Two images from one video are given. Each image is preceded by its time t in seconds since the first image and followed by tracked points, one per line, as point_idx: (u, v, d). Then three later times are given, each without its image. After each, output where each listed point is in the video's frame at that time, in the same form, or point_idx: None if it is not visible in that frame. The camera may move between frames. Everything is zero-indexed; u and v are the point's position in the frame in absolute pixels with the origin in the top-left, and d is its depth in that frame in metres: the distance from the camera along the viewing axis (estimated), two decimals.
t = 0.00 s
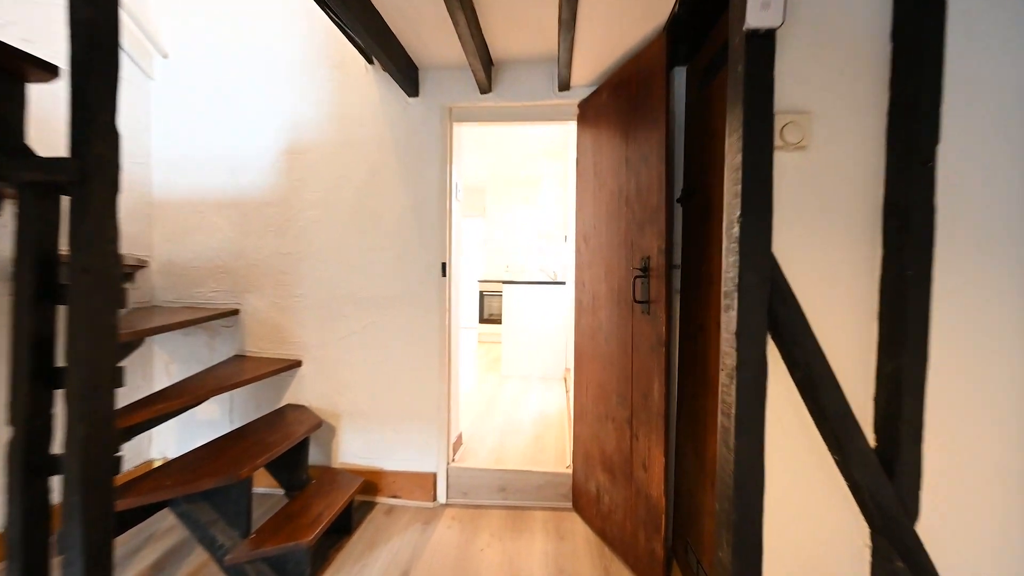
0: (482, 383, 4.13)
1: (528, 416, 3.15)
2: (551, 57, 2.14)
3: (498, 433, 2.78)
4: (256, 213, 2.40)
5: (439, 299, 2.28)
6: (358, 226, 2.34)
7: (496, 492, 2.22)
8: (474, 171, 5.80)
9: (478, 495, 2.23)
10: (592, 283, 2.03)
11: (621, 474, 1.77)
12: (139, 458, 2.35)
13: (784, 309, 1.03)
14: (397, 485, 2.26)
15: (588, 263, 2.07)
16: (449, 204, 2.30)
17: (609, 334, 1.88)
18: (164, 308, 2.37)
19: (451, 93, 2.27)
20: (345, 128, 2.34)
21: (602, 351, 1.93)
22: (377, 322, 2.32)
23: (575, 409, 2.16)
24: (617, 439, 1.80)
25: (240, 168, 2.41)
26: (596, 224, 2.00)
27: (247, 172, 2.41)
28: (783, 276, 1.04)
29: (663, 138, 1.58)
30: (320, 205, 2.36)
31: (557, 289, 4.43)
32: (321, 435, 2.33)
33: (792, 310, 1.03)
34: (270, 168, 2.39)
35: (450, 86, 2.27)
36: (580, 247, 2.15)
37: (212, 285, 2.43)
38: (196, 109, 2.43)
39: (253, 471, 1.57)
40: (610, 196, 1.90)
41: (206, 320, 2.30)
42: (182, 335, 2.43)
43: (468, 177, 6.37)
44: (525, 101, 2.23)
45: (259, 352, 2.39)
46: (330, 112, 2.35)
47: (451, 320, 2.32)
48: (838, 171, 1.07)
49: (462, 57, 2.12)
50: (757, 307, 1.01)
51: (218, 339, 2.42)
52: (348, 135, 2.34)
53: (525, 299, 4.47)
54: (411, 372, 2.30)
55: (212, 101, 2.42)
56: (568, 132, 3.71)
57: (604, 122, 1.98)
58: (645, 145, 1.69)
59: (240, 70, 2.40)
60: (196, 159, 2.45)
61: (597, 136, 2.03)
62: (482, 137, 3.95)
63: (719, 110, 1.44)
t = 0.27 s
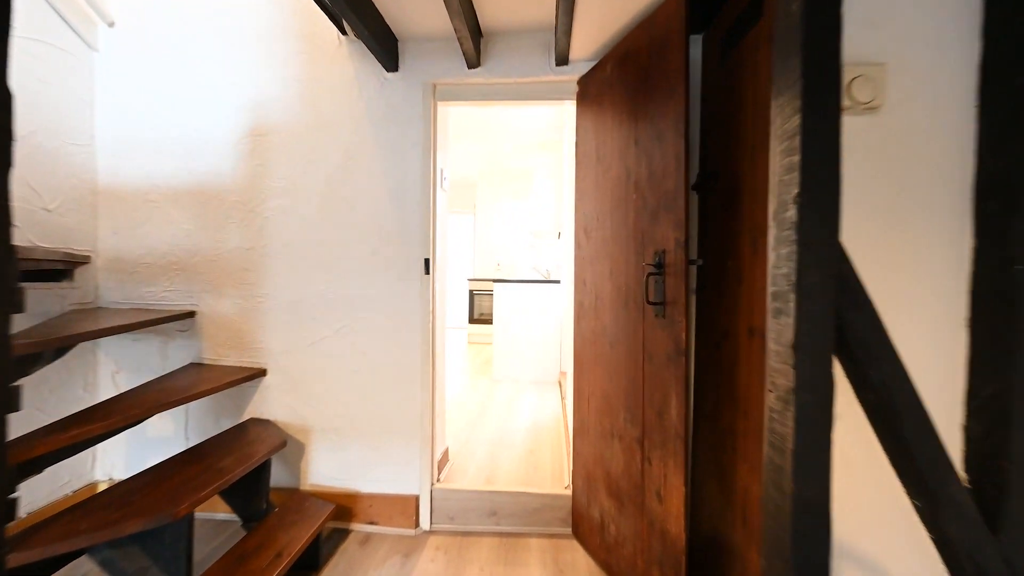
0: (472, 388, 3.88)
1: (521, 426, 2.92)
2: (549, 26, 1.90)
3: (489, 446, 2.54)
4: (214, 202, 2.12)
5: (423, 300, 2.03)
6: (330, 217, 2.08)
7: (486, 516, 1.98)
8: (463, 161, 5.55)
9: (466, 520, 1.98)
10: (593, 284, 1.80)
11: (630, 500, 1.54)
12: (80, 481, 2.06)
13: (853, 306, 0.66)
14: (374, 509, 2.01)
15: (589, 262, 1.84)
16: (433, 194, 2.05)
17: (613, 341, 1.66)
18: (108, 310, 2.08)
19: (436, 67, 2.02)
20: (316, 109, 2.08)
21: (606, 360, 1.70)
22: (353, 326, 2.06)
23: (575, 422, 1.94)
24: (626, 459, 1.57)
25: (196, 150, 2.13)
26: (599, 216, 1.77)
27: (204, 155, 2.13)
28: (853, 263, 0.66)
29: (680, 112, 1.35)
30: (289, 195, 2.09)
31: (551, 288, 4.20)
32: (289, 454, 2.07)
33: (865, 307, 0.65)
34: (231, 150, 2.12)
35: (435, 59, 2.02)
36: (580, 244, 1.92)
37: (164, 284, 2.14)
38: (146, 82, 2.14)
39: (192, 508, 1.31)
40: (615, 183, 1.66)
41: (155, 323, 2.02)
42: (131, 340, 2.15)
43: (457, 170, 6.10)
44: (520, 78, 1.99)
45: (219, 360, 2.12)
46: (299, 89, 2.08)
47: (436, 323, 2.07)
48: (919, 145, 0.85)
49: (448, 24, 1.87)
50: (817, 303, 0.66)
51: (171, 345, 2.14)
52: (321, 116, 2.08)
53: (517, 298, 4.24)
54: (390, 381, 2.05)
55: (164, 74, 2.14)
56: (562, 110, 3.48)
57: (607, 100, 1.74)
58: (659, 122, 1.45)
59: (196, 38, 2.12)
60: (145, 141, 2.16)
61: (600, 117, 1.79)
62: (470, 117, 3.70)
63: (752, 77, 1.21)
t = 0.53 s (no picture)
0: (470, 396, 3.67)
1: (523, 440, 2.71)
2: None
3: (489, 465, 2.33)
4: (182, 196, 1.90)
5: (416, 307, 1.81)
6: (312, 213, 1.86)
7: (487, 548, 1.77)
8: (459, 155, 5.33)
9: (464, 552, 1.77)
10: (609, 288, 1.59)
11: (655, 541, 1.33)
12: (29, 510, 1.82)
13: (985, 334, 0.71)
14: (361, 541, 1.79)
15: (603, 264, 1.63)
16: (428, 187, 1.84)
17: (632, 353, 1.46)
18: (62, 318, 1.85)
19: (430, 45, 1.81)
20: (295, 93, 1.86)
21: (625, 375, 1.50)
22: (337, 335, 1.84)
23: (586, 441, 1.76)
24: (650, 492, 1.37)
25: (161, 137, 1.91)
26: (616, 213, 1.56)
27: (171, 143, 1.91)
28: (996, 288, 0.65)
29: (716, 87, 1.14)
30: (265, 188, 1.87)
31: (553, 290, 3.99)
32: (265, 478, 1.85)
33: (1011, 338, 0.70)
34: (201, 138, 1.89)
35: (429, 36, 1.80)
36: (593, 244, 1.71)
37: (126, 287, 1.91)
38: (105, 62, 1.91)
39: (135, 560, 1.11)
40: (635, 174, 1.45)
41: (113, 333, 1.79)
42: (89, 351, 1.92)
43: (454, 166, 5.89)
44: (524, 57, 1.78)
45: (188, 373, 1.89)
46: (276, 69, 1.86)
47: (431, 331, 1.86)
48: None
49: None
50: (940, 329, 0.61)
51: (133, 356, 1.91)
52: (301, 100, 1.86)
53: (518, 301, 4.03)
54: (379, 397, 1.83)
55: (125, 52, 1.91)
56: (564, 96, 3.27)
57: (626, 80, 1.52)
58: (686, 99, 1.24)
59: (161, 12, 1.89)
60: (105, 126, 1.93)
61: (616, 99, 1.57)
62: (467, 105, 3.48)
63: (811, 44, 1.01)
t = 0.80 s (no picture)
0: (471, 406, 3.44)
1: (530, 458, 2.48)
2: None
3: (494, 487, 2.12)
4: (143, 184, 1.66)
5: (410, 311, 1.58)
6: (293, 205, 1.62)
7: None
8: (458, 148, 5.12)
9: None
10: (637, 292, 1.38)
11: None
12: None
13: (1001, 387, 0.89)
14: None
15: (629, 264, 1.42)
16: (425, 175, 1.61)
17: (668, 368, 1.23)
18: (3, 324, 1.61)
19: (427, 12, 1.58)
20: (274, 67, 1.63)
21: (658, 393, 1.28)
22: (321, 344, 1.61)
23: (610, 469, 1.53)
24: (690, 532, 1.15)
25: (119, 117, 1.67)
26: (646, 205, 1.34)
27: (131, 124, 1.67)
28: None
29: (766, 42, 0.93)
30: (240, 176, 1.64)
31: (558, 292, 3.77)
32: (240, 507, 1.62)
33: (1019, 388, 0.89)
34: (165, 118, 1.65)
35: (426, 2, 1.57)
36: (616, 242, 1.50)
37: (79, 289, 1.68)
38: (56, 32, 1.67)
39: None
40: (670, 159, 1.23)
41: (62, 342, 1.56)
42: (38, 363, 1.68)
43: (453, 160, 5.66)
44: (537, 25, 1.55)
45: (151, 388, 1.65)
46: (252, 39, 1.62)
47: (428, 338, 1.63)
48: None
49: None
50: None
51: (88, 369, 1.67)
52: (281, 76, 1.62)
53: (521, 303, 3.80)
54: (369, 415, 1.60)
55: (79, 20, 1.67)
56: (572, 77, 3.04)
57: (654, 50, 1.31)
58: (728, 61, 1.04)
59: None
60: (55, 105, 1.69)
61: (644, 73, 1.36)
62: (466, 89, 3.26)
63: None
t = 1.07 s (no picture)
0: (470, 418, 3.22)
1: (535, 482, 2.26)
2: None
3: (495, 518, 1.92)
4: (92, 177, 1.44)
5: (401, 326, 1.36)
6: (265, 202, 1.40)
7: None
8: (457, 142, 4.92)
9: None
10: (665, 306, 1.19)
11: None
12: None
13: None
14: None
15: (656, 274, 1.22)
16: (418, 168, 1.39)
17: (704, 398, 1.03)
18: None
19: None
20: (244, 42, 1.40)
21: (691, 426, 1.08)
22: (298, 364, 1.39)
23: (632, 508, 1.34)
24: None
25: (65, 98, 1.44)
26: (678, 204, 1.13)
27: (77, 107, 1.44)
28: None
29: None
30: (203, 169, 1.42)
31: (563, 295, 3.56)
32: (203, 552, 1.40)
33: None
34: (117, 100, 1.43)
35: None
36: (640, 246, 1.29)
37: (18, 299, 1.45)
38: None
39: None
40: (712, 147, 1.02)
41: None
42: None
43: (453, 155, 5.45)
44: None
45: (101, 414, 1.43)
46: (217, 10, 1.40)
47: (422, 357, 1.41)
48: None
49: None
50: None
51: (28, 391, 1.45)
52: (251, 52, 1.40)
53: (523, 308, 3.58)
54: (353, 447, 1.38)
55: None
56: (580, 56, 2.85)
57: (690, 19, 1.10)
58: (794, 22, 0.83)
59: None
60: None
61: (676, 48, 1.15)
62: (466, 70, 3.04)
63: None
